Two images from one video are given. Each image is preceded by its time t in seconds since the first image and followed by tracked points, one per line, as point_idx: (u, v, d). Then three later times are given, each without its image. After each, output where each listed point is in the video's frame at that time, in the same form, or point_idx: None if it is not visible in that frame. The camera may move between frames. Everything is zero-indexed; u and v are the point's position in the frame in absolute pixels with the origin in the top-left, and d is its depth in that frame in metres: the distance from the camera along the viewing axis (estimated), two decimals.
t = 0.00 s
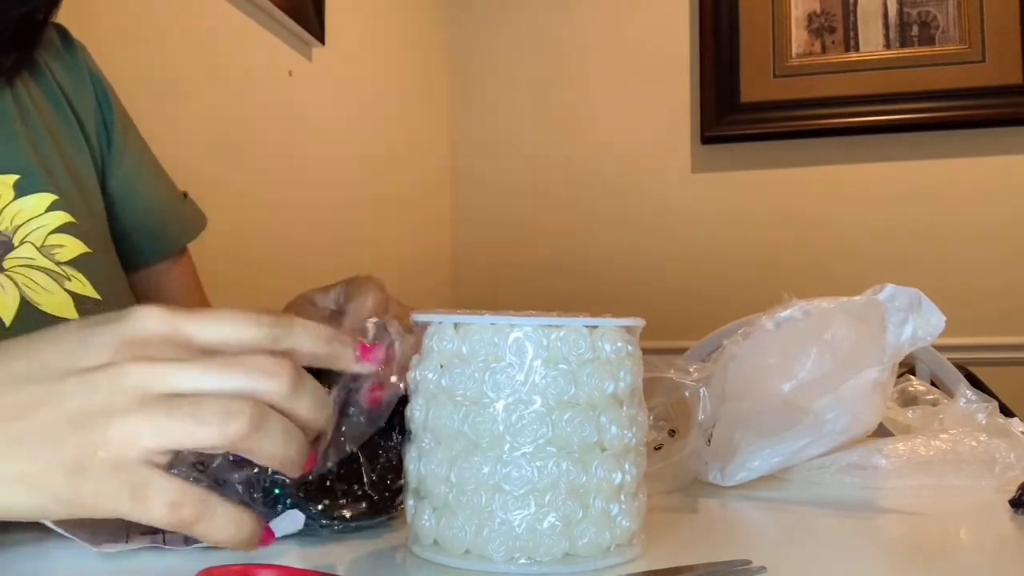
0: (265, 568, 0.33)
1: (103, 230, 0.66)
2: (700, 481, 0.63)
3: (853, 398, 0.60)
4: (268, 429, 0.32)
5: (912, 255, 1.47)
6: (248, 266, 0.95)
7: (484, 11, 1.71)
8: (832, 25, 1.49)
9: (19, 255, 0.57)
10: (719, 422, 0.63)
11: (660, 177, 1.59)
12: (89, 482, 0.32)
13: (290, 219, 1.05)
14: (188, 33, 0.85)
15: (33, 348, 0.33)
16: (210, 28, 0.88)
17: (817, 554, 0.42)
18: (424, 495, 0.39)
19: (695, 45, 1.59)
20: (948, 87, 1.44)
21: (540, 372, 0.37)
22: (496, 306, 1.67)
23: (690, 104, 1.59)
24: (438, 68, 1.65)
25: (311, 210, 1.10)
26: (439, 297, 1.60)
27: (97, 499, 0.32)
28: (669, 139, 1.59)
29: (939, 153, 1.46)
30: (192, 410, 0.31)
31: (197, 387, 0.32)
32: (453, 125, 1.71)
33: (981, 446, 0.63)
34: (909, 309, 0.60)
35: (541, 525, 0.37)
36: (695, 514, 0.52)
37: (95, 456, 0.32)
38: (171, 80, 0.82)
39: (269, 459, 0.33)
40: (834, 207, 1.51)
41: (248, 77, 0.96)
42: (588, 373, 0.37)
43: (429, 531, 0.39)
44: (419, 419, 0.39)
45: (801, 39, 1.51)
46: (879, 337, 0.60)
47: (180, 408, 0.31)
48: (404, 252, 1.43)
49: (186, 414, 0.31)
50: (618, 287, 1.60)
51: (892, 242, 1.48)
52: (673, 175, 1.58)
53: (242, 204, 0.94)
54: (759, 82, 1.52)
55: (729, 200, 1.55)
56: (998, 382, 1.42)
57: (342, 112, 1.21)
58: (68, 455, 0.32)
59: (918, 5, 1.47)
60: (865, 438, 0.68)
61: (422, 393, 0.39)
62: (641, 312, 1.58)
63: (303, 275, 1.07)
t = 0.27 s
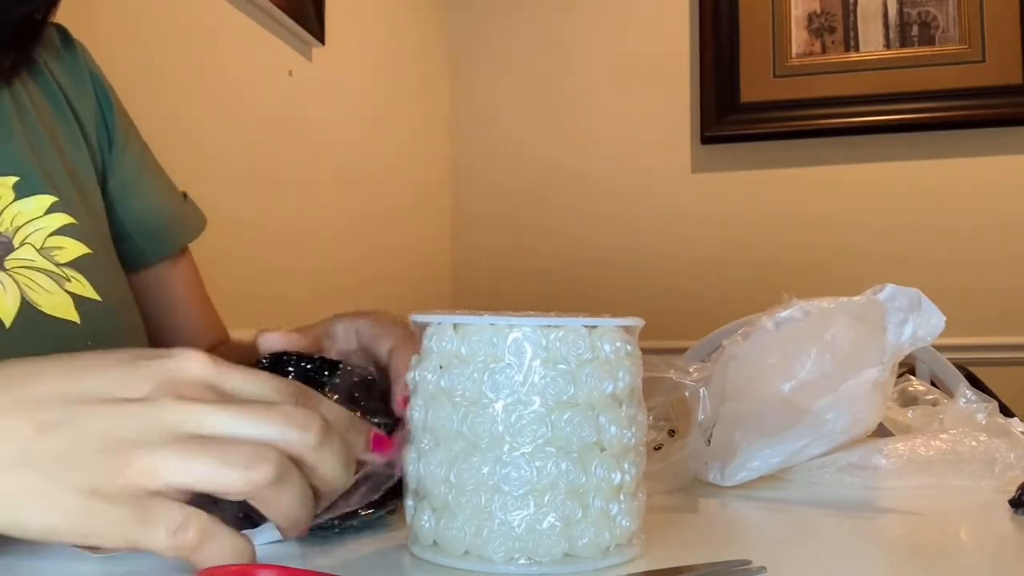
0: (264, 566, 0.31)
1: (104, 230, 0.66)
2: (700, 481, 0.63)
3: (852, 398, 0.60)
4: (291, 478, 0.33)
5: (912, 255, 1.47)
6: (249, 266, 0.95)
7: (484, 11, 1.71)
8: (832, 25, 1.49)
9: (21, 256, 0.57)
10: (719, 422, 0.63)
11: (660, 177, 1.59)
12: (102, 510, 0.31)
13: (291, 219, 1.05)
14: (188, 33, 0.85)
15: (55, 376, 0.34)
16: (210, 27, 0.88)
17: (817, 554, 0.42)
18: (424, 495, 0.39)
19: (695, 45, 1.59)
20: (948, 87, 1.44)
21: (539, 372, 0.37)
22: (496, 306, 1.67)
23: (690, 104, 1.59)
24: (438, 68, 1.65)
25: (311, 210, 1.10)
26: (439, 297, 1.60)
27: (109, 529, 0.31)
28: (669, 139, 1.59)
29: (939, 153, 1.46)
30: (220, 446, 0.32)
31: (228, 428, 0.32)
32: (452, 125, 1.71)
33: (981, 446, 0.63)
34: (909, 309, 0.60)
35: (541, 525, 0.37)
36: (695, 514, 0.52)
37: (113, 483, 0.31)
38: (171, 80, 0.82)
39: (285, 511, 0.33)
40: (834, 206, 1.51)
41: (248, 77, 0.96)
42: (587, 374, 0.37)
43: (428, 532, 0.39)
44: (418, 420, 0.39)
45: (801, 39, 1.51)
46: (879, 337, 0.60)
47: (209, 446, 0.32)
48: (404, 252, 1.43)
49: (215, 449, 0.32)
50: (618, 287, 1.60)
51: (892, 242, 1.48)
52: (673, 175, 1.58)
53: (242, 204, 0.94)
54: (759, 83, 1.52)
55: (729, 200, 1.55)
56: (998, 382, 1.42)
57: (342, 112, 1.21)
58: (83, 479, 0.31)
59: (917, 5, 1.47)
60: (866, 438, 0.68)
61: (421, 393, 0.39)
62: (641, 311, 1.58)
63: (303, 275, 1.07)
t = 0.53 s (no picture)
0: (265, 566, 0.31)
1: (106, 231, 0.66)
2: (700, 481, 0.63)
3: (853, 398, 0.60)
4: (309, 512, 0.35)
5: (912, 255, 1.47)
6: (249, 265, 0.95)
7: (484, 11, 1.71)
8: (832, 25, 1.49)
9: (22, 257, 0.57)
10: (719, 422, 0.63)
11: (660, 177, 1.59)
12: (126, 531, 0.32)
13: (291, 219, 1.05)
14: (188, 33, 0.85)
15: (78, 392, 0.34)
16: (210, 27, 0.88)
17: (817, 554, 0.42)
18: (423, 495, 0.39)
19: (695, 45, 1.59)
20: (948, 87, 1.44)
21: (538, 372, 0.37)
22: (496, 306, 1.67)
23: (690, 104, 1.59)
24: (438, 68, 1.65)
25: (311, 210, 1.10)
26: (439, 297, 1.60)
27: (130, 553, 0.31)
28: (669, 139, 1.59)
29: (939, 153, 1.46)
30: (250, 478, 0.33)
31: (258, 460, 0.34)
32: (452, 125, 1.71)
33: (981, 446, 0.63)
34: (909, 309, 0.60)
35: (541, 525, 0.37)
36: (695, 514, 0.52)
37: (142, 505, 0.32)
38: (171, 80, 0.82)
39: (300, 540, 0.36)
40: (834, 206, 1.51)
41: (247, 77, 0.96)
42: (586, 373, 0.37)
43: (428, 532, 0.39)
44: (417, 420, 0.39)
45: (801, 39, 1.51)
46: (878, 337, 0.60)
47: (239, 478, 0.33)
48: (404, 252, 1.43)
49: (246, 479, 0.33)
50: (618, 286, 1.60)
51: (892, 242, 1.48)
52: (672, 175, 1.58)
53: (242, 204, 0.94)
54: (759, 83, 1.52)
55: (729, 200, 1.55)
56: (998, 382, 1.42)
57: (342, 112, 1.21)
58: (108, 498, 0.32)
59: (917, 5, 1.47)
60: (865, 438, 0.68)
61: (421, 393, 0.39)
62: (641, 311, 1.58)
63: (303, 275, 1.07)
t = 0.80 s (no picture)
0: (265, 567, 0.31)
1: (105, 230, 0.66)
2: (700, 481, 0.63)
3: (853, 398, 0.60)
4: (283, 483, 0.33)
5: (912, 255, 1.47)
6: (249, 266, 0.95)
7: (484, 11, 1.71)
8: (833, 25, 1.49)
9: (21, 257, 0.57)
10: (719, 422, 0.63)
11: (660, 177, 1.59)
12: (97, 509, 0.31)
13: (290, 219, 1.05)
14: (188, 33, 0.85)
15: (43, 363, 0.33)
16: (210, 27, 0.88)
17: (817, 554, 0.42)
18: (423, 496, 0.39)
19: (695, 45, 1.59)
20: (948, 87, 1.44)
21: (538, 372, 0.37)
22: (496, 306, 1.67)
23: (690, 104, 1.59)
24: (438, 68, 1.65)
25: (311, 210, 1.10)
26: (438, 296, 1.60)
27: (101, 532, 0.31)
28: (668, 139, 1.59)
29: (939, 153, 1.46)
30: (212, 461, 0.31)
31: (224, 435, 0.32)
32: (452, 125, 1.71)
33: (981, 446, 0.63)
34: (909, 309, 0.60)
35: (541, 525, 0.37)
36: (695, 514, 0.52)
37: (111, 485, 0.31)
38: (170, 80, 0.82)
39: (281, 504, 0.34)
40: (834, 207, 1.51)
41: (248, 77, 0.96)
42: (586, 374, 0.37)
43: (428, 533, 0.39)
44: (418, 420, 0.39)
45: (801, 39, 1.51)
46: (879, 337, 0.60)
47: (198, 454, 0.31)
48: (404, 252, 1.43)
49: (207, 464, 0.31)
50: (618, 286, 1.60)
51: (892, 242, 1.48)
52: (672, 175, 1.58)
53: (242, 203, 0.94)
54: (759, 83, 1.52)
55: (729, 200, 1.55)
56: (998, 382, 1.43)
57: (342, 112, 1.21)
58: (79, 479, 0.31)
59: (917, 5, 1.47)
60: (866, 437, 0.68)
61: (421, 394, 0.39)
62: (641, 311, 1.58)
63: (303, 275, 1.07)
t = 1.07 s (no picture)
0: (266, 567, 0.33)
1: (102, 229, 0.67)
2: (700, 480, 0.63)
3: (852, 398, 0.60)
4: (213, 410, 0.35)
5: (912, 255, 1.47)
6: (249, 266, 0.95)
7: (484, 11, 1.71)
8: (833, 25, 1.49)
9: (12, 259, 0.57)
10: (719, 422, 0.63)
11: (660, 177, 1.59)
12: (40, 472, 0.33)
13: (290, 219, 1.05)
14: (187, 34, 0.85)
15: None
16: (210, 28, 0.88)
17: (818, 554, 0.42)
18: (423, 496, 0.39)
19: (695, 46, 1.59)
20: (948, 87, 1.44)
21: (538, 372, 0.37)
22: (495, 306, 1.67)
23: (690, 104, 1.58)
24: (438, 67, 1.65)
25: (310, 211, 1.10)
26: (438, 296, 1.60)
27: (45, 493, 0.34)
28: (668, 139, 1.59)
29: (939, 153, 1.46)
30: (136, 407, 0.33)
31: (136, 382, 0.33)
32: (452, 125, 1.71)
33: (981, 446, 0.63)
34: (910, 309, 0.59)
35: (541, 525, 0.37)
36: (696, 514, 0.52)
37: (39, 451, 0.33)
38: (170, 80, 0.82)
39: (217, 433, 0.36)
40: (834, 207, 1.51)
41: (247, 77, 0.96)
42: (586, 373, 0.37)
43: (428, 533, 0.39)
44: (418, 420, 0.39)
45: (801, 39, 1.51)
46: (879, 337, 0.60)
47: (117, 407, 0.33)
48: (403, 251, 1.43)
49: (132, 412, 0.33)
50: (618, 286, 1.60)
51: (892, 242, 1.48)
52: (672, 175, 1.58)
53: (242, 203, 0.94)
54: (759, 83, 1.52)
55: (728, 200, 1.55)
56: (999, 382, 1.43)
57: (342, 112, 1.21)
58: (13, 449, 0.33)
59: (917, 5, 1.47)
60: (866, 437, 0.68)
61: (420, 394, 0.39)
62: (641, 311, 1.58)
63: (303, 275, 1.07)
